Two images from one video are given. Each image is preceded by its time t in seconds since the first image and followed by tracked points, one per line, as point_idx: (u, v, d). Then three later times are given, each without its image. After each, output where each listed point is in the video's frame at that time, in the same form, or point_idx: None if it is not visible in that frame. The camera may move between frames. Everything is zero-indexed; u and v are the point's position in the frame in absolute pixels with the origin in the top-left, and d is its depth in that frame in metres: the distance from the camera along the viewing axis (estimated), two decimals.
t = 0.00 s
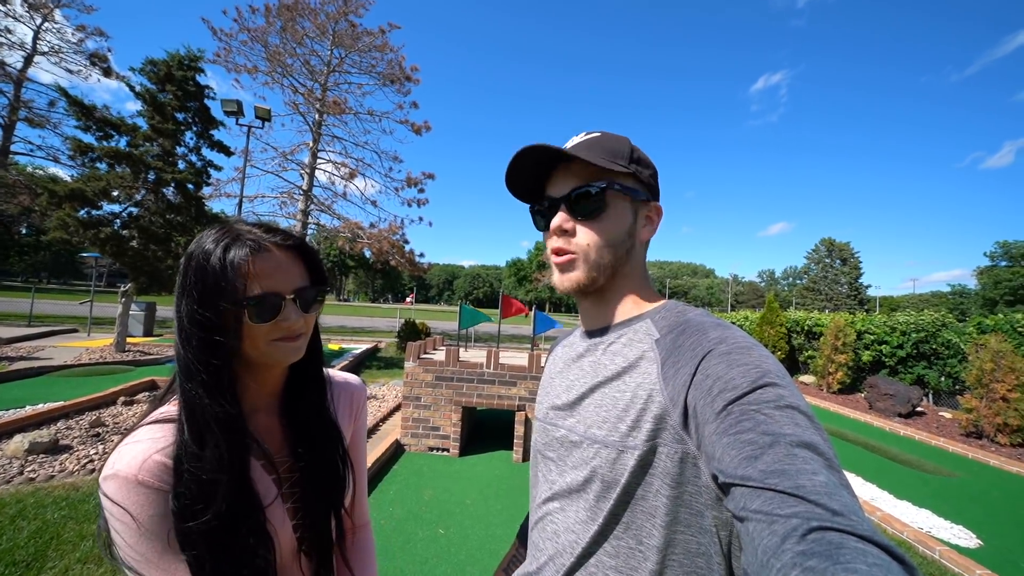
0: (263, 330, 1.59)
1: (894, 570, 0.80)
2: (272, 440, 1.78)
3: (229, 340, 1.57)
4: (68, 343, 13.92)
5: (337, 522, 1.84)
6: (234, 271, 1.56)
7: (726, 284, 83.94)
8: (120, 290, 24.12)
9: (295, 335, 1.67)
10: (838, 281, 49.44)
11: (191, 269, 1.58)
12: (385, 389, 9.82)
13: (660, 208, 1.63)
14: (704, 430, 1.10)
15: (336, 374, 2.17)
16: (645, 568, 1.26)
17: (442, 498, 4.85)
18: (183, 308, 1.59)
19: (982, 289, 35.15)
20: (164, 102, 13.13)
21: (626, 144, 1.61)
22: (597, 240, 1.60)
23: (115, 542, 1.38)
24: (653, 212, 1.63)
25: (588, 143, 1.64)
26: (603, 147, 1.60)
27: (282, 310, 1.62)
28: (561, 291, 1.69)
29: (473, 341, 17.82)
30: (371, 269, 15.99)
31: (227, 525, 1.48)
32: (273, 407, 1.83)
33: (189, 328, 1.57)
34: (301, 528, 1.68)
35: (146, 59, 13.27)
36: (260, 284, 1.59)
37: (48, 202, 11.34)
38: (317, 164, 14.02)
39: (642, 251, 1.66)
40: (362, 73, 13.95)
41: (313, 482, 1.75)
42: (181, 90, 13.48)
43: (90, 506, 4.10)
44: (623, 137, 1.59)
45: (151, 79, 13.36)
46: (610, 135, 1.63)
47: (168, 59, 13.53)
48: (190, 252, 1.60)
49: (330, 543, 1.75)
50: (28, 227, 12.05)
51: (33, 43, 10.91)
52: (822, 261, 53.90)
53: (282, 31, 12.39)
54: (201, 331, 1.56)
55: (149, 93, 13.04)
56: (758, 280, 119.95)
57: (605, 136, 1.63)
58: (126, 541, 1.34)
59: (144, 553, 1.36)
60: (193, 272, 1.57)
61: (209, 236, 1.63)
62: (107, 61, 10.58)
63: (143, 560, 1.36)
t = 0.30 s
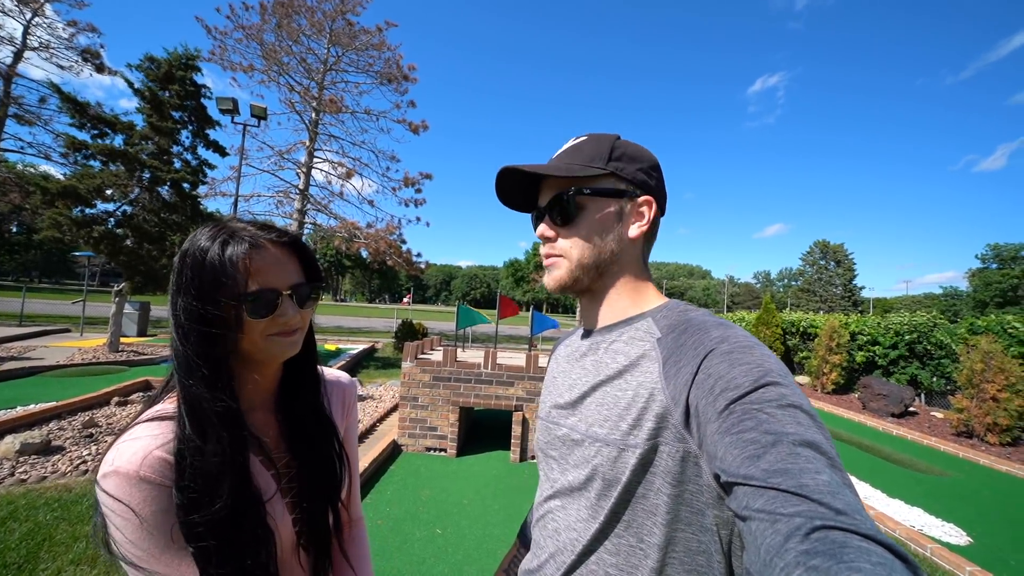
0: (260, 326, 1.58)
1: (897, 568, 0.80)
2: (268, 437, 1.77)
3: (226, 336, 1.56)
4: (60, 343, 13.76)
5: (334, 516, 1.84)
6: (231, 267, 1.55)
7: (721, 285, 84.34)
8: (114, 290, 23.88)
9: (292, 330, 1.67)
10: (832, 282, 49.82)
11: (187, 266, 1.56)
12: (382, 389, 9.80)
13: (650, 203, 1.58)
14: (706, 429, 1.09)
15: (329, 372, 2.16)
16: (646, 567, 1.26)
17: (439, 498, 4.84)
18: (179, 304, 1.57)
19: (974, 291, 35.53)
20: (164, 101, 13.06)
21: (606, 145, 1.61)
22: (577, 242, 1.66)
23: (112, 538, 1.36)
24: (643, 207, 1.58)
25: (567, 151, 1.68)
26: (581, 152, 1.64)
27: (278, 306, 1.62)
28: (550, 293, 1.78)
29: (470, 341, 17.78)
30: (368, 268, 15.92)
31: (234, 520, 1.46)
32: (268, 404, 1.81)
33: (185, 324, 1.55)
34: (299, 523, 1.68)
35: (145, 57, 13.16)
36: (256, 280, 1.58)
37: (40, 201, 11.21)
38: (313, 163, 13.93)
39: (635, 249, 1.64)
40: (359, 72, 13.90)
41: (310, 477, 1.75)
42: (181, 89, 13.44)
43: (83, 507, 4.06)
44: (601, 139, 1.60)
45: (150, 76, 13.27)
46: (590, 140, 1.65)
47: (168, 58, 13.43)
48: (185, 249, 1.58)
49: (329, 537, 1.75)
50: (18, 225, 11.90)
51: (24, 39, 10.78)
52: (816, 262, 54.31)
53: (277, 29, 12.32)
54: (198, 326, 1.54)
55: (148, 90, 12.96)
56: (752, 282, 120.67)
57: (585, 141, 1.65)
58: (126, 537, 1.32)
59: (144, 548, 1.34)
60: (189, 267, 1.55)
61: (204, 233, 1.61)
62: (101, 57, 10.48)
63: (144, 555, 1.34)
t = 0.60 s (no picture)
0: (272, 324, 1.59)
1: (900, 571, 0.81)
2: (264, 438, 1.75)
3: (237, 334, 1.55)
4: (51, 347, 13.60)
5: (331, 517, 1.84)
6: (245, 264, 1.54)
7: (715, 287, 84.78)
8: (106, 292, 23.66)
9: (295, 327, 1.68)
10: (826, 284, 50.24)
11: (182, 265, 1.52)
12: (378, 392, 9.76)
13: (639, 197, 1.56)
14: (707, 429, 1.09)
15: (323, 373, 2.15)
16: (647, 566, 1.26)
17: (436, 501, 4.82)
18: (179, 304, 1.51)
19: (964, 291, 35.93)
20: (161, 106, 13.03)
21: (588, 149, 1.63)
22: (570, 245, 1.68)
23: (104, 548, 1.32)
24: (632, 202, 1.57)
25: (553, 158, 1.71)
26: (567, 157, 1.67)
27: (289, 303, 1.63)
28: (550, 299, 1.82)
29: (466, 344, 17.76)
30: (363, 271, 15.88)
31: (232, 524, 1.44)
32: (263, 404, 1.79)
33: (189, 324, 1.51)
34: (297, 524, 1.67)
35: (144, 61, 13.07)
36: (269, 277, 1.59)
37: (32, 203, 11.09)
38: (309, 165, 13.90)
39: (631, 246, 1.63)
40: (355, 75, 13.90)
41: (308, 478, 1.74)
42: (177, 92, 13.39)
43: (72, 513, 4.00)
44: (582, 144, 1.62)
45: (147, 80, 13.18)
46: (573, 145, 1.67)
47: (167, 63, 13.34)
48: (179, 248, 1.54)
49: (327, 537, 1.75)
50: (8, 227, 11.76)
51: (16, 40, 10.68)
52: (809, 264, 54.79)
53: (273, 31, 12.30)
54: (206, 325, 1.51)
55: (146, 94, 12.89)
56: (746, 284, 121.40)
57: (568, 147, 1.68)
58: (117, 545, 1.30)
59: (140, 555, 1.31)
60: (193, 265, 1.50)
61: (199, 232, 1.57)
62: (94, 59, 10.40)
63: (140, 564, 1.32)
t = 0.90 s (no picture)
0: (277, 326, 1.58)
1: None
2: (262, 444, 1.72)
3: (242, 336, 1.54)
4: (41, 350, 13.41)
5: (329, 521, 1.82)
6: (252, 265, 1.53)
7: (709, 288, 85.29)
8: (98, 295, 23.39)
9: (298, 329, 1.68)
10: (819, 285, 50.71)
11: (182, 267, 1.48)
12: (375, 394, 9.71)
13: (635, 200, 1.56)
14: (707, 433, 1.09)
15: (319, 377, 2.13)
16: (645, 570, 1.25)
17: (434, 504, 4.79)
18: (181, 307, 1.48)
19: (955, 292, 36.36)
20: (156, 106, 12.87)
21: (582, 156, 1.65)
22: (569, 250, 1.69)
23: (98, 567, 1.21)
24: (628, 204, 1.56)
25: (549, 168, 1.73)
26: (562, 164, 1.69)
27: (293, 304, 1.64)
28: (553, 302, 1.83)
29: (462, 346, 17.72)
30: (359, 273, 15.80)
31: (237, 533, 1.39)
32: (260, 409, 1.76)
33: (193, 327, 1.48)
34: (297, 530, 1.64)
35: (137, 61, 12.96)
36: (274, 278, 1.59)
37: (23, 205, 10.93)
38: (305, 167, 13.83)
39: (629, 248, 1.62)
40: (351, 76, 13.85)
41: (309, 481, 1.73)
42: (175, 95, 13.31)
43: (64, 520, 3.94)
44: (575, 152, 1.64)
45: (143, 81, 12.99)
46: (569, 153, 1.69)
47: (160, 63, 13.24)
48: (178, 250, 1.50)
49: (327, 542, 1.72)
50: None
51: (6, 40, 10.54)
52: (802, 266, 55.29)
53: (268, 32, 12.23)
54: (211, 329, 1.49)
55: (142, 95, 12.71)
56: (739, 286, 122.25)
57: (563, 156, 1.70)
58: (115, 562, 1.19)
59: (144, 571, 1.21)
60: (196, 268, 1.47)
61: (199, 234, 1.55)
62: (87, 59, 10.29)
63: None
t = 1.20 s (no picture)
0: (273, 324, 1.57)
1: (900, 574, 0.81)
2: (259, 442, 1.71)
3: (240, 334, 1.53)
4: (30, 351, 13.24)
5: (327, 519, 1.83)
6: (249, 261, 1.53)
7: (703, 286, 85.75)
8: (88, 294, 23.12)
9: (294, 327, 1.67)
10: (811, 283, 51.14)
11: (175, 266, 1.46)
12: (371, 393, 9.68)
13: (632, 196, 1.56)
14: (707, 431, 1.10)
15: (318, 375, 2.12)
16: (645, 567, 1.26)
17: (430, 502, 4.80)
18: (177, 305, 1.46)
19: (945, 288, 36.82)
20: (140, 101, 12.73)
21: (579, 153, 1.65)
22: (567, 246, 1.69)
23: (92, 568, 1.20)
24: (625, 201, 1.57)
25: (547, 166, 1.74)
26: (559, 161, 1.70)
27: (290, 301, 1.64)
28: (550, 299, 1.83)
29: (457, 344, 17.71)
30: (353, 272, 15.72)
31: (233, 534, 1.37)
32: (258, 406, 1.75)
33: (190, 325, 1.46)
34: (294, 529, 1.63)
35: (118, 55, 12.83)
36: (271, 274, 1.58)
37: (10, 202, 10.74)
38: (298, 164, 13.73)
39: (627, 244, 1.62)
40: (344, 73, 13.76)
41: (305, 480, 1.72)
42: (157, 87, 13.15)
43: (57, 521, 3.90)
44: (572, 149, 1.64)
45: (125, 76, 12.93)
46: (566, 151, 1.70)
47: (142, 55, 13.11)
48: (172, 247, 1.49)
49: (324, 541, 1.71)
50: None
51: None
52: (795, 264, 55.71)
53: (260, 28, 12.12)
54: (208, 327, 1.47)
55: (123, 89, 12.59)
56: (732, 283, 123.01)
57: (561, 154, 1.71)
58: (108, 565, 1.18)
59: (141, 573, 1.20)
60: (190, 266, 1.46)
61: (193, 232, 1.53)
62: (74, 54, 10.13)
63: None
